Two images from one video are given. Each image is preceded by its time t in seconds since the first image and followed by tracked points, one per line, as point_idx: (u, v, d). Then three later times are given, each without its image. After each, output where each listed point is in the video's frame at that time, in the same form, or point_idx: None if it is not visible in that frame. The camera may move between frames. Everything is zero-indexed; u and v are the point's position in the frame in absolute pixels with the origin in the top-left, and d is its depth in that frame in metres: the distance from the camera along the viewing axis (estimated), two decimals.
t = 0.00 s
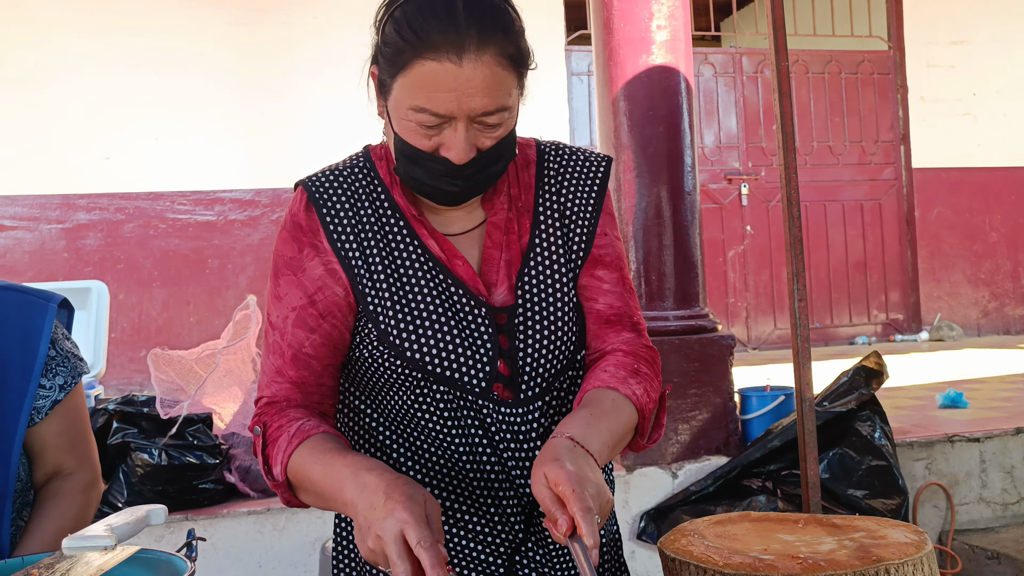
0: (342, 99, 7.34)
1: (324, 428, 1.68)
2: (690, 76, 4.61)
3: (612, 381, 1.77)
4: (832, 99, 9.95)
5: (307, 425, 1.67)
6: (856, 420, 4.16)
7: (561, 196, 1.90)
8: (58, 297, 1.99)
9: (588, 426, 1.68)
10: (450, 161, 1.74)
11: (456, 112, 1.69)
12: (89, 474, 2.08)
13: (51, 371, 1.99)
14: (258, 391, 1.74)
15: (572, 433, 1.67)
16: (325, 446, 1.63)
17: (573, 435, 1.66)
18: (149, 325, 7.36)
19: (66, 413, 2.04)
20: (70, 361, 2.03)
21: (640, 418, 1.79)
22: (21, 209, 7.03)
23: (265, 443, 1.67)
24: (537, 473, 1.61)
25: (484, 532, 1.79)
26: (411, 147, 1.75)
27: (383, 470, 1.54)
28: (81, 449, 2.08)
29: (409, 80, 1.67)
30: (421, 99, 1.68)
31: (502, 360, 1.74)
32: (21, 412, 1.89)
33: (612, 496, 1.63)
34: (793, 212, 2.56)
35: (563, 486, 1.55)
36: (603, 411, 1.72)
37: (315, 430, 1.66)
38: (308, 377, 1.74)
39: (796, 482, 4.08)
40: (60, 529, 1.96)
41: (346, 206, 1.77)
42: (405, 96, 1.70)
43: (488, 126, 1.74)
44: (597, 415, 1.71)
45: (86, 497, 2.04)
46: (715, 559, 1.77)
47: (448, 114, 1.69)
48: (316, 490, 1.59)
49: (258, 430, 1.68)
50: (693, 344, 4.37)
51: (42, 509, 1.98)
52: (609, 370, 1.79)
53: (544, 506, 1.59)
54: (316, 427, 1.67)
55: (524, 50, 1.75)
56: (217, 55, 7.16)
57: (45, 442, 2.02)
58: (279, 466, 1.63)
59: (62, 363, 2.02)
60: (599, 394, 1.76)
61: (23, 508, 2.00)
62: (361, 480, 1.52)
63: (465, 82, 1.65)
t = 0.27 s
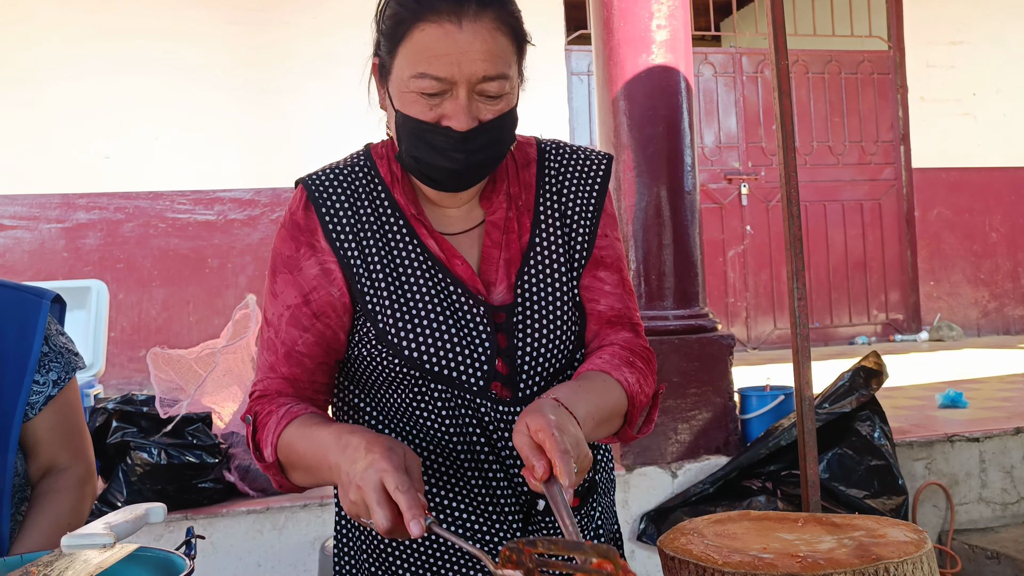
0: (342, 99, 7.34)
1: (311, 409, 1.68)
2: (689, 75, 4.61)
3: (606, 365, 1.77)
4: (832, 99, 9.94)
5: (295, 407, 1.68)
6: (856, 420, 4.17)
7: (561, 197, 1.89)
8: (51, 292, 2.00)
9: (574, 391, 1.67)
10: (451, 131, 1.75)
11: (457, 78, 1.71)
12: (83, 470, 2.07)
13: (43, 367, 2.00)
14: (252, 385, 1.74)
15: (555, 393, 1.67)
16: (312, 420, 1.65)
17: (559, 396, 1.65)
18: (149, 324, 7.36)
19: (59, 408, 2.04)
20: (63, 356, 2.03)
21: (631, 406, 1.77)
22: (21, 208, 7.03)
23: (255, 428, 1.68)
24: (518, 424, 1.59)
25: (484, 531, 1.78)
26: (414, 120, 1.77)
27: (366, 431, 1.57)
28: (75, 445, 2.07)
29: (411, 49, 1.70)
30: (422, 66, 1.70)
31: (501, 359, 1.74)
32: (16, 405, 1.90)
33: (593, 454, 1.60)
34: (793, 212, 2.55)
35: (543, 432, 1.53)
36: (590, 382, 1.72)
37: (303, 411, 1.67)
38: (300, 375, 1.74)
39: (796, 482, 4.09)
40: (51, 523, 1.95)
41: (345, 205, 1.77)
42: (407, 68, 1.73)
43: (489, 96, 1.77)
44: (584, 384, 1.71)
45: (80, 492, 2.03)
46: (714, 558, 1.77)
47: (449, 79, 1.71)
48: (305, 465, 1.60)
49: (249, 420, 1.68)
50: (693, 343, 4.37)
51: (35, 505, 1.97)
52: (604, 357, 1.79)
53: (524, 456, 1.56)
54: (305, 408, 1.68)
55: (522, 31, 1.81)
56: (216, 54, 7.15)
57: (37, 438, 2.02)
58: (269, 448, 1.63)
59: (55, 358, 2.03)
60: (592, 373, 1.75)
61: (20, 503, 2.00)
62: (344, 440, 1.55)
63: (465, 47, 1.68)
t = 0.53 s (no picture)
0: (343, 85, 7.32)
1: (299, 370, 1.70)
2: (692, 64, 4.59)
3: (598, 344, 1.76)
4: (835, 90, 9.88)
5: (284, 370, 1.69)
6: (854, 412, 4.18)
7: (564, 182, 1.89)
8: (43, 277, 2.00)
9: (556, 358, 1.66)
10: (453, 100, 1.75)
11: (458, 47, 1.70)
12: (75, 451, 2.06)
13: (36, 348, 2.01)
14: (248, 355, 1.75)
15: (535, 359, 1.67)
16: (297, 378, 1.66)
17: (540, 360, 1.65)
18: (148, 309, 7.36)
19: (50, 390, 2.04)
20: (54, 339, 2.05)
21: (620, 386, 1.74)
22: (21, 191, 7.01)
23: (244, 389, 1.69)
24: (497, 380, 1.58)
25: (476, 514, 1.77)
26: (416, 91, 1.77)
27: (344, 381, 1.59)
28: (67, 427, 2.07)
29: (414, 20, 1.71)
30: (424, 34, 1.70)
31: (498, 342, 1.74)
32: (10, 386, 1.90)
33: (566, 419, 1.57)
34: (794, 202, 2.55)
35: (521, 384, 1.52)
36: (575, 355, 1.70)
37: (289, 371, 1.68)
38: (295, 348, 1.73)
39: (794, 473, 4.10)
40: (41, 504, 1.95)
41: (348, 182, 1.78)
42: (409, 40, 1.73)
43: (491, 69, 1.77)
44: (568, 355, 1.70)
45: (72, 472, 2.02)
46: (712, 545, 1.77)
47: (450, 48, 1.70)
48: (286, 421, 1.61)
49: (238, 384, 1.69)
50: (692, 333, 4.38)
51: (26, 486, 1.98)
52: (598, 338, 1.78)
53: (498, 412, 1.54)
54: (292, 371, 1.70)
55: (525, 11, 1.82)
56: (217, 38, 7.12)
57: (29, 420, 2.02)
58: (255, 408, 1.64)
59: (47, 341, 2.04)
60: (582, 352, 1.74)
61: (13, 485, 2.00)
62: (319, 386, 1.57)
63: (465, 17, 1.68)
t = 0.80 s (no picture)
0: (345, 60, 7.27)
1: (329, 373, 1.61)
2: (696, 41, 4.56)
3: (613, 352, 1.74)
4: (840, 70, 9.80)
5: (312, 370, 1.60)
6: (855, 391, 4.17)
7: (572, 163, 1.87)
8: (40, 247, 1.99)
9: (589, 395, 1.62)
10: (466, 72, 1.74)
11: (472, 19, 1.69)
12: (71, 420, 2.07)
13: (32, 318, 2.01)
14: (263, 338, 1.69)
15: (570, 396, 1.60)
16: (329, 390, 1.55)
17: (574, 399, 1.59)
18: (150, 285, 7.38)
19: (46, 360, 2.05)
20: (50, 310, 2.04)
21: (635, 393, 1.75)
22: (22, 165, 6.95)
23: (269, 387, 1.60)
24: (536, 427, 1.51)
25: (474, 493, 1.79)
26: (427, 64, 1.76)
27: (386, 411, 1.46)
28: (62, 396, 2.08)
29: None
30: (438, 6, 1.69)
31: (502, 325, 1.74)
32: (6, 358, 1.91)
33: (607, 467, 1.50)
34: (797, 176, 2.54)
35: (568, 440, 1.45)
36: (604, 384, 1.67)
37: (320, 373, 1.59)
38: (315, 325, 1.69)
39: (793, 452, 4.14)
40: (37, 471, 1.96)
41: (358, 156, 1.75)
42: (422, 11, 1.72)
43: (504, 41, 1.76)
44: (600, 387, 1.66)
45: (68, 441, 2.03)
46: (711, 518, 1.78)
47: (464, 19, 1.69)
48: (318, 435, 1.51)
49: (262, 375, 1.60)
50: (693, 311, 4.38)
51: (22, 454, 1.98)
52: (610, 342, 1.76)
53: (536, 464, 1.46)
54: (322, 371, 1.61)
55: None
56: (218, 12, 7.06)
57: (24, 388, 2.03)
58: (282, 410, 1.56)
59: (43, 311, 2.04)
60: (597, 360, 1.73)
61: (7, 452, 2.01)
62: (361, 418, 1.44)
63: None
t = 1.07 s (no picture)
0: (345, 31, 7.20)
1: (371, 368, 1.57)
2: (699, 11, 4.50)
3: (638, 335, 1.73)
4: (843, 43, 9.71)
5: (354, 363, 1.56)
6: (854, 363, 4.17)
7: (579, 134, 1.84)
8: (34, 217, 1.97)
9: (632, 394, 1.62)
10: (475, 49, 1.64)
11: None
12: (67, 388, 2.07)
13: (24, 288, 2.01)
14: (289, 321, 1.64)
15: (624, 401, 1.60)
16: (377, 391, 1.51)
17: (625, 403, 1.59)
18: (150, 258, 7.36)
19: (40, 328, 2.05)
20: (43, 279, 2.04)
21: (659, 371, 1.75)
22: (21, 138, 6.94)
23: (307, 379, 1.56)
24: (597, 440, 1.50)
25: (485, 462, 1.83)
26: (436, 39, 1.65)
27: (451, 426, 1.41)
28: (57, 364, 2.08)
29: None
30: None
31: (514, 300, 1.73)
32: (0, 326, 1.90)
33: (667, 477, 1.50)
34: (799, 144, 2.52)
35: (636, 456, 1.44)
36: (642, 379, 1.66)
37: (362, 369, 1.55)
38: (342, 304, 1.66)
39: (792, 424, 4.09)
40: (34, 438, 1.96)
41: (365, 129, 1.69)
42: None
43: (512, 15, 1.66)
44: (640, 384, 1.65)
45: (65, 408, 2.03)
46: (711, 484, 1.79)
47: None
48: (364, 434, 1.47)
49: (298, 364, 1.57)
50: (694, 283, 4.37)
51: (20, 423, 1.99)
52: (633, 324, 1.75)
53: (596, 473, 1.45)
54: (364, 366, 1.56)
55: None
56: None
57: (20, 356, 2.04)
58: (325, 406, 1.51)
59: (35, 281, 2.03)
60: (625, 347, 1.71)
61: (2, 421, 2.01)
62: (424, 433, 1.39)
63: None
